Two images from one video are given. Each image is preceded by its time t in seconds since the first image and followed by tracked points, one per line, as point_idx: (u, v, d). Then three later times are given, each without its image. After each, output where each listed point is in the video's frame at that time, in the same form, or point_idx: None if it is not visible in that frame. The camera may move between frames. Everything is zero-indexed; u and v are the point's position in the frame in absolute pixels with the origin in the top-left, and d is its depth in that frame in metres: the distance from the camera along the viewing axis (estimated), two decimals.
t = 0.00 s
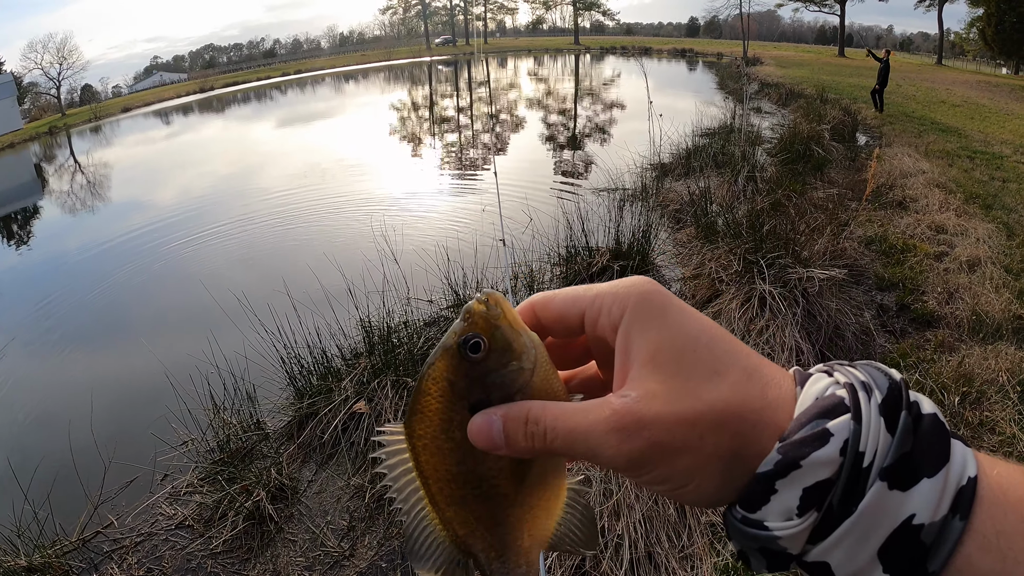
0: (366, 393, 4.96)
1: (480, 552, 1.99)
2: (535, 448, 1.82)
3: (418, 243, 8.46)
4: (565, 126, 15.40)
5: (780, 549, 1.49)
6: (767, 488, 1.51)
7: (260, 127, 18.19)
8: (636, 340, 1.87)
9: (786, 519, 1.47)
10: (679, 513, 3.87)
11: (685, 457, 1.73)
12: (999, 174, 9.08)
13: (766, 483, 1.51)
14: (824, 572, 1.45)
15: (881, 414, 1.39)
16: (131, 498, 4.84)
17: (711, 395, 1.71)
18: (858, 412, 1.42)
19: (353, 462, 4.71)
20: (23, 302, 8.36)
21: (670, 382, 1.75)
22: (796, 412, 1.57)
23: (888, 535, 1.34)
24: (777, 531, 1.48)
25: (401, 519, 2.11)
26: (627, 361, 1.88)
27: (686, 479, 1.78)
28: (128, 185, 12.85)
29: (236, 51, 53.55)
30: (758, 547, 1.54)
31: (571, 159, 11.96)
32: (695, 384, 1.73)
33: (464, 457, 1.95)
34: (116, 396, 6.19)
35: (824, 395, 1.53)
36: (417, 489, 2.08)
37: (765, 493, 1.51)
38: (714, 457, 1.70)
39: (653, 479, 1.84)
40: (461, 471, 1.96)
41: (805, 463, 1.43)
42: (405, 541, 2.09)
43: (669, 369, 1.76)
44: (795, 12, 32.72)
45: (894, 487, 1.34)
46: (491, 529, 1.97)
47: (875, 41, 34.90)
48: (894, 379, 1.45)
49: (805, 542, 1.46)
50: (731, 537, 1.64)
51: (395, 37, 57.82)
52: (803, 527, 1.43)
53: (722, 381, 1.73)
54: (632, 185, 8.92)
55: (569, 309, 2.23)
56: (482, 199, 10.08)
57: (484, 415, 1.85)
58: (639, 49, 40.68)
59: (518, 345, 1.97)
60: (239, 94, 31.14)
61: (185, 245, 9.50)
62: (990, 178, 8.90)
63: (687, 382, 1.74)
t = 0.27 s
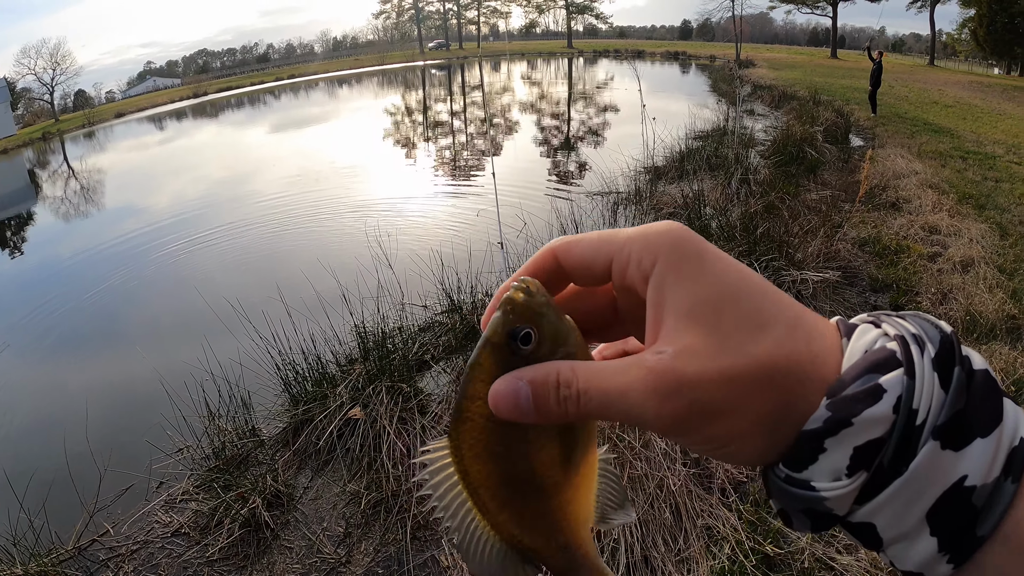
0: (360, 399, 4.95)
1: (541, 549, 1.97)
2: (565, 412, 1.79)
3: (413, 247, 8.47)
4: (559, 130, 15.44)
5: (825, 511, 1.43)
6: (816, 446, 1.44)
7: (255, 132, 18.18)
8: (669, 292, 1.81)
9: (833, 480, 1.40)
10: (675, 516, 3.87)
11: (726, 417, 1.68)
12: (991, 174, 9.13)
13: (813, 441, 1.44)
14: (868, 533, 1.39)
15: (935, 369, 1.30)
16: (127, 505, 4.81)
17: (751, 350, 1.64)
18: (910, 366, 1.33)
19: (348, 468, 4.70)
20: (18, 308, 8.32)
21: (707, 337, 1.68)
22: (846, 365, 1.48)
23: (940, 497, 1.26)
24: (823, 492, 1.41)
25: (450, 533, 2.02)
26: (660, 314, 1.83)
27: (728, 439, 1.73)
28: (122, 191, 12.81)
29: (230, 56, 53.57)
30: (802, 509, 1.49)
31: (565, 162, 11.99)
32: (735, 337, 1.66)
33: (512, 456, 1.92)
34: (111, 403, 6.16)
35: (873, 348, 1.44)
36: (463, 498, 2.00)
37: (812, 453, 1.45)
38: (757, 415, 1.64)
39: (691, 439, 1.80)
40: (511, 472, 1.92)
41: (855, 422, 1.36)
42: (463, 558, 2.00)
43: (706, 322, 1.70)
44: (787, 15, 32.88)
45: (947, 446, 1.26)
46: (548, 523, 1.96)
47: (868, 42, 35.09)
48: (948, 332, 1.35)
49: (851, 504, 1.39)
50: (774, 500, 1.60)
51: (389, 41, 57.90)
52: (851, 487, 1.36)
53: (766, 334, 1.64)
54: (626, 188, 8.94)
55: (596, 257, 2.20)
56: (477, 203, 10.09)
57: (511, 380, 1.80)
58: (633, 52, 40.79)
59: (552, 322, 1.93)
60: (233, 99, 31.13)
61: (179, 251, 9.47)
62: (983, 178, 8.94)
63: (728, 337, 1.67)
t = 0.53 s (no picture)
0: (349, 408, 4.92)
1: (609, 515, 1.99)
2: (619, 377, 1.77)
3: (401, 254, 8.47)
4: (547, 134, 15.48)
5: (879, 469, 1.49)
6: (872, 404, 1.49)
7: (242, 140, 18.12)
8: (720, 249, 1.80)
9: (888, 438, 1.46)
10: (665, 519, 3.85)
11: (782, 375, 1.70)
12: (975, 173, 9.21)
13: (870, 398, 1.49)
14: (919, 491, 1.45)
15: (991, 325, 1.33)
16: (117, 518, 4.76)
17: (808, 307, 1.64)
18: (967, 323, 1.36)
19: (338, 477, 4.67)
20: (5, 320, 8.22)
21: (763, 295, 1.68)
22: (901, 322, 1.52)
23: (993, 454, 1.32)
24: (877, 450, 1.48)
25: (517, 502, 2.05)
26: (708, 274, 1.82)
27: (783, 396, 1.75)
28: (109, 200, 12.72)
29: (217, 63, 53.41)
30: (855, 467, 1.55)
31: (553, 167, 12.03)
32: (791, 294, 1.67)
33: (580, 428, 1.92)
34: (99, 415, 6.10)
35: (928, 303, 1.48)
36: (531, 469, 2.03)
37: (867, 410, 1.50)
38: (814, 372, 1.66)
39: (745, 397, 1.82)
40: (581, 442, 1.92)
41: (913, 378, 1.40)
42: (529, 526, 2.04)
43: (761, 280, 1.69)
44: (772, 18, 33.14)
45: (1002, 405, 1.30)
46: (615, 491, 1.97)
47: (852, 44, 35.41)
48: (1002, 288, 1.38)
49: (905, 462, 1.45)
50: (825, 456, 1.66)
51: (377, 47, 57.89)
52: (905, 445, 1.42)
53: (817, 291, 1.66)
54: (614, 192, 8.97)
55: (639, 216, 2.18)
56: (467, 209, 10.10)
57: (562, 349, 1.75)
58: (619, 56, 40.96)
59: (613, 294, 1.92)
60: (220, 107, 31.01)
61: (168, 261, 9.42)
62: (967, 178, 9.02)
63: (784, 294, 1.67)
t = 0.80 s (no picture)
0: (337, 414, 4.91)
1: (577, 495, 1.92)
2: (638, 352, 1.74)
3: (391, 259, 8.48)
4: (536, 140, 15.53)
5: (893, 450, 1.54)
6: (891, 381, 1.53)
7: (231, 146, 18.06)
8: (744, 227, 1.79)
9: (905, 417, 1.49)
10: (652, 523, 3.82)
11: (801, 350, 1.71)
12: (961, 176, 9.30)
13: (887, 376, 1.53)
14: (932, 475, 1.50)
15: (1010, 311, 1.36)
16: (106, 526, 4.71)
17: (828, 284, 1.66)
18: (986, 307, 1.39)
19: (327, 484, 4.65)
20: None
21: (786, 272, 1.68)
22: (922, 303, 1.57)
23: (1008, 440, 1.37)
24: (894, 429, 1.51)
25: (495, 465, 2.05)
26: (732, 250, 1.81)
27: (802, 372, 1.76)
28: (98, 206, 12.64)
29: (207, 69, 53.29)
30: (869, 447, 1.59)
31: (543, 172, 12.07)
32: (813, 272, 1.68)
33: (556, 398, 1.88)
34: (87, 423, 6.04)
35: (948, 289, 1.52)
36: (511, 433, 2.01)
37: (885, 391, 1.54)
38: (833, 348, 1.68)
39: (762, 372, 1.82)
40: (554, 416, 1.88)
41: (932, 356, 1.44)
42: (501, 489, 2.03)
43: (785, 257, 1.69)
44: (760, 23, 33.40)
45: (1018, 392, 1.35)
46: (589, 470, 1.90)
47: (839, 49, 35.73)
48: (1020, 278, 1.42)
49: (919, 443, 1.50)
50: (837, 439, 1.70)
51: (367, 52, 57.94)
52: (923, 424, 1.46)
53: (839, 271, 1.68)
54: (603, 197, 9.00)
55: (664, 194, 2.15)
56: (458, 214, 10.12)
57: (584, 318, 1.71)
58: (609, 61, 41.16)
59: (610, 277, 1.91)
60: (209, 113, 30.90)
61: (157, 267, 9.37)
62: (953, 181, 9.10)
63: (806, 271, 1.68)
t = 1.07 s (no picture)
0: (333, 418, 4.90)
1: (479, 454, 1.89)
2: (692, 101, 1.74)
3: (388, 263, 8.48)
4: (534, 144, 15.58)
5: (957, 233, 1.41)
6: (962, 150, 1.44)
7: (229, 149, 18.07)
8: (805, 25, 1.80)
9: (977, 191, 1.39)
10: (647, 527, 3.84)
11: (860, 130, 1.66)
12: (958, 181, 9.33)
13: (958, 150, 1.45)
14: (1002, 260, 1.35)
15: None
16: (102, 528, 4.70)
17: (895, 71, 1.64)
18: None
19: (322, 487, 4.65)
20: None
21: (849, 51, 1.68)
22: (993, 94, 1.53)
23: None
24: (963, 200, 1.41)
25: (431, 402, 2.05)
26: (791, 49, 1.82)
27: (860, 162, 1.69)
28: (95, 209, 12.63)
29: (205, 72, 53.34)
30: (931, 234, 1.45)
31: (540, 176, 12.10)
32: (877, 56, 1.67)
33: (470, 360, 1.79)
34: (82, 425, 6.03)
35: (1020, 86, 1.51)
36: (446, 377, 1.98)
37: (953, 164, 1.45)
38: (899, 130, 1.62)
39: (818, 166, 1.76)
40: (469, 374, 1.82)
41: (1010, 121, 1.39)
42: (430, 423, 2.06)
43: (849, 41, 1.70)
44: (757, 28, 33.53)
45: None
46: (492, 437, 1.83)
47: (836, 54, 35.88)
48: None
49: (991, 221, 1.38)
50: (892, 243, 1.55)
51: (365, 56, 58.01)
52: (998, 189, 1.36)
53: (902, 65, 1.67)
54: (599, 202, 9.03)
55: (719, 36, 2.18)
56: (455, 218, 10.14)
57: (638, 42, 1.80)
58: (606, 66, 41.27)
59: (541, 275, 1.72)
60: (207, 116, 30.91)
61: (154, 270, 9.36)
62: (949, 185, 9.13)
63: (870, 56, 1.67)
